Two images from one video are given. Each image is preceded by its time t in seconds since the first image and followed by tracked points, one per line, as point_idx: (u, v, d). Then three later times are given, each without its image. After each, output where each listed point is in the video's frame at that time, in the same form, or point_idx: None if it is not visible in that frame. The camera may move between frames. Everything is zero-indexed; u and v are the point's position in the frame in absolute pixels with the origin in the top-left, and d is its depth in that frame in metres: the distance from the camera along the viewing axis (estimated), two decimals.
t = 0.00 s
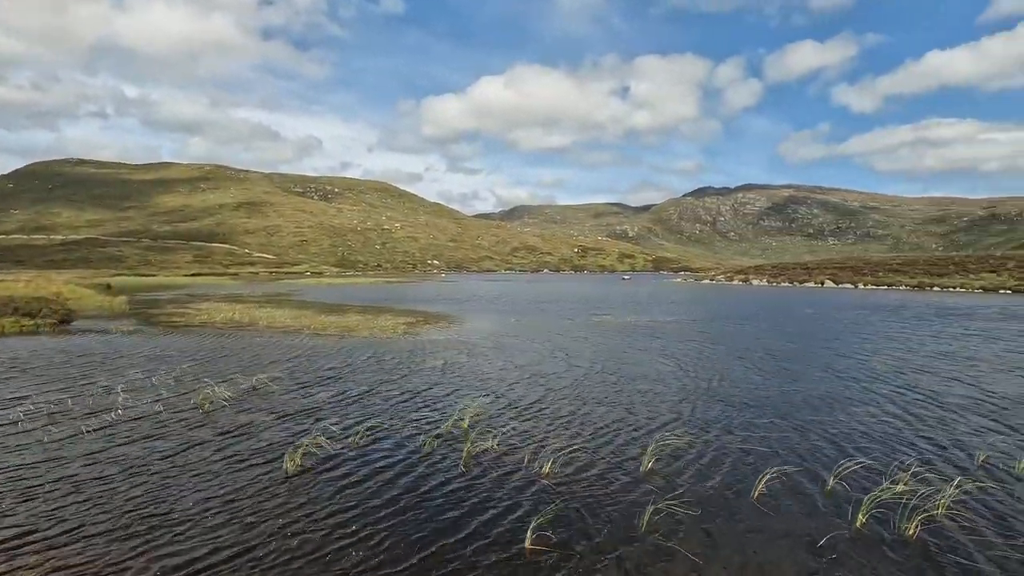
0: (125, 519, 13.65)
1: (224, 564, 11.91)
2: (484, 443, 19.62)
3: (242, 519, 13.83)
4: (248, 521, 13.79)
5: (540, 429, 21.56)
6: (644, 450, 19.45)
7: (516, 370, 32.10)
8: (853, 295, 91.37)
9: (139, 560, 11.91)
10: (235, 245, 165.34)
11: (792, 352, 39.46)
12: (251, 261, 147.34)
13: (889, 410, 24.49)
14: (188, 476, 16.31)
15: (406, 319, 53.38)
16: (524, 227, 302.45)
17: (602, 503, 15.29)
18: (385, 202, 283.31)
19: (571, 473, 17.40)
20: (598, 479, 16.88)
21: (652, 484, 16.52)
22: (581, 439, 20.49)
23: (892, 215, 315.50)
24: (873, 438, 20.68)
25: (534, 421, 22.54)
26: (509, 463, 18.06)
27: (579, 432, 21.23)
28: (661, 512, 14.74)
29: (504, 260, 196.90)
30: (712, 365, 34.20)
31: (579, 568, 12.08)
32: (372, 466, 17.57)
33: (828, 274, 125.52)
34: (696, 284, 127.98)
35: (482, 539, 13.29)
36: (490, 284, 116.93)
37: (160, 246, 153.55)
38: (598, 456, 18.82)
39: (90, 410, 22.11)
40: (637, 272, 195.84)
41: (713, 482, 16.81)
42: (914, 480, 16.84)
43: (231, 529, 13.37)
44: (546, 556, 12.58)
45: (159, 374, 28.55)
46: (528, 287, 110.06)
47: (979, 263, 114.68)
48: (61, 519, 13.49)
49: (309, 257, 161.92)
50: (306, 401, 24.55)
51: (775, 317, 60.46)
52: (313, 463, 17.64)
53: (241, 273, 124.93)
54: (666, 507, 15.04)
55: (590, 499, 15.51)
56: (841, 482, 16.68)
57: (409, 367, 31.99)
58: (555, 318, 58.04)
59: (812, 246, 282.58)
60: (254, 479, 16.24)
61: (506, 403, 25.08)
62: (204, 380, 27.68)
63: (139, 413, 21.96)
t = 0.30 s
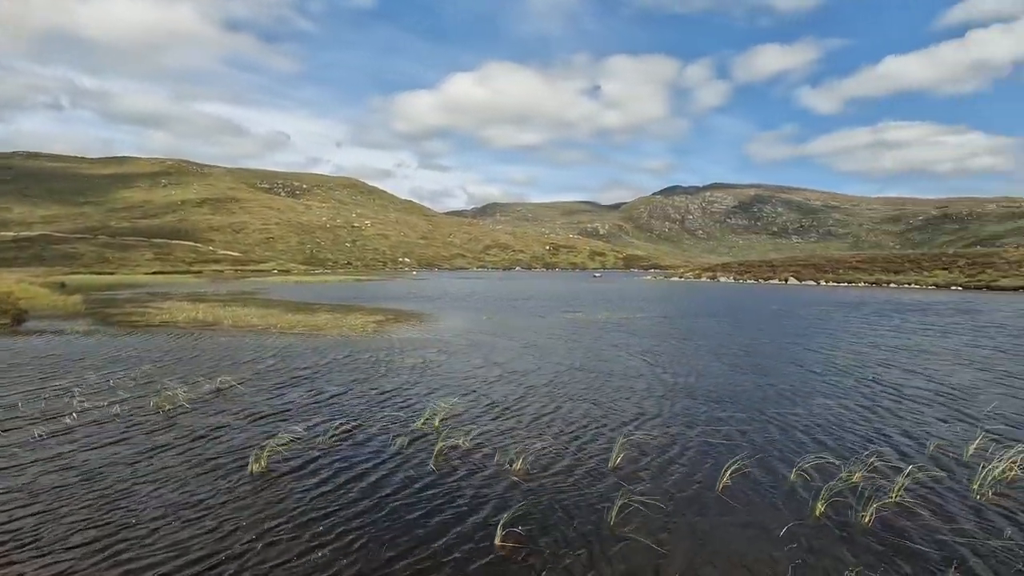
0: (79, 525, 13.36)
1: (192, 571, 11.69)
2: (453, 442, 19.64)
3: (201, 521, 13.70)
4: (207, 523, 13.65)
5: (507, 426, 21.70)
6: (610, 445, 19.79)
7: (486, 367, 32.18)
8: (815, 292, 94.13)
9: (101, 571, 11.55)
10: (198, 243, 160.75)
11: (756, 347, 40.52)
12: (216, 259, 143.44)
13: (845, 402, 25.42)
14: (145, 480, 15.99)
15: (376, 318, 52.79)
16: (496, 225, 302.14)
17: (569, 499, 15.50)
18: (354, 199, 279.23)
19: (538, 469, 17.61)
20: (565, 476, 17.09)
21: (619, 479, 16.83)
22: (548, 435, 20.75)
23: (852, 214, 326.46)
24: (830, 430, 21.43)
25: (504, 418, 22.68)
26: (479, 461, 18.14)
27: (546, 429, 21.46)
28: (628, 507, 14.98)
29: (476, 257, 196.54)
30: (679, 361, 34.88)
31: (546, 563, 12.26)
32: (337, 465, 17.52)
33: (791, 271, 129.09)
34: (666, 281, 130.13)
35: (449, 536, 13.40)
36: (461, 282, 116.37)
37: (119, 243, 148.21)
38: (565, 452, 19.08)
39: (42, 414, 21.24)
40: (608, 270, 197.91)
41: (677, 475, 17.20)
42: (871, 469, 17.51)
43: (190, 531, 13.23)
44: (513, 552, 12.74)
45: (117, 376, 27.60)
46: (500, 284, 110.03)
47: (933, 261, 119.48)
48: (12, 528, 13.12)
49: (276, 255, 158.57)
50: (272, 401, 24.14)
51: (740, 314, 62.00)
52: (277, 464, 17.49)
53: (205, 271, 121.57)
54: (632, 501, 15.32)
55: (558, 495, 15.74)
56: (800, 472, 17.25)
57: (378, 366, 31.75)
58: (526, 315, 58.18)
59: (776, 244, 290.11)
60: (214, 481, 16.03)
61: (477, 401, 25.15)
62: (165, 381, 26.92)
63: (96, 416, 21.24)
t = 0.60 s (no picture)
0: (28, 535, 12.92)
1: None
2: (424, 440, 19.62)
3: (161, 525, 13.41)
4: (167, 527, 13.38)
5: (477, 423, 21.77)
6: (580, 440, 20.06)
7: (457, 364, 32.13)
8: (778, 288, 96.80)
9: None
10: (159, 239, 155.66)
11: (723, 341, 41.45)
12: (178, 256, 139.17)
13: (806, 395, 26.26)
14: (97, 484, 15.52)
15: (345, 315, 52.11)
16: (466, 222, 301.06)
17: (539, 494, 15.69)
18: (323, 195, 274.41)
19: (509, 465, 17.74)
20: (535, 472, 17.26)
21: (586, 474, 17.08)
22: (519, 431, 20.88)
23: (813, 212, 336.51)
24: (792, 422, 22.12)
25: (475, 416, 22.70)
26: (449, 459, 18.16)
27: (516, 425, 21.62)
28: (597, 501, 15.24)
29: (447, 254, 195.56)
30: (648, 356, 35.43)
31: (514, 559, 12.36)
32: (299, 465, 17.38)
33: (756, 268, 132.33)
34: (635, 278, 131.90)
35: (416, 534, 13.38)
36: (432, 280, 115.65)
37: (74, 239, 142.44)
38: (535, 448, 19.27)
39: None
40: (578, 267, 199.44)
41: (645, 468, 17.53)
42: (829, 459, 18.15)
43: (149, 537, 12.94)
44: (483, 547, 12.86)
45: (72, 378, 26.57)
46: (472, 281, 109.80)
47: (888, 258, 124.16)
48: None
49: (241, 252, 154.74)
50: (236, 402, 23.63)
51: (707, 309, 63.33)
52: (239, 466, 17.20)
53: (166, 268, 117.82)
54: (601, 494, 15.61)
55: (526, 490, 15.90)
56: (763, 464, 17.78)
57: (347, 364, 31.39)
58: (498, 312, 58.19)
59: (742, 242, 297.02)
60: (170, 484, 15.67)
61: (447, 398, 25.15)
62: (123, 382, 26.04)
63: (51, 419, 20.47)
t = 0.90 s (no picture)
0: None
1: None
2: (393, 442, 19.48)
3: (117, 535, 13.04)
4: (121, 536, 13.02)
5: (447, 424, 21.71)
6: (549, 439, 20.21)
7: (427, 364, 31.96)
8: (744, 286, 99.21)
9: None
10: (117, 238, 150.22)
11: (691, 339, 42.19)
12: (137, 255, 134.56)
13: (770, 390, 26.94)
14: (47, 493, 14.99)
15: (314, 316, 51.23)
16: (437, 221, 299.07)
17: (508, 492, 15.78)
18: (290, 193, 269.24)
19: (479, 465, 17.76)
20: (505, 470, 17.34)
21: (555, 472, 17.26)
22: (489, 431, 20.91)
23: (777, 212, 345.56)
24: (756, 417, 22.68)
25: (445, 416, 22.64)
26: (419, 460, 18.07)
27: (487, 425, 21.65)
28: (565, 498, 15.40)
29: (417, 253, 193.90)
30: (618, 354, 35.85)
31: (480, 559, 12.41)
32: (265, 469, 17.09)
33: (723, 267, 135.08)
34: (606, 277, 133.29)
35: (384, 536, 13.32)
36: (402, 279, 114.55)
37: (24, 237, 136.35)
38: (505, 448, 19.33)
39: None
40: (550, 266, 200.29)
41: (613, 466, 17.77)
42: (790, 453, 18.68)
43: (103, 547, 12.58)
44: (452, 548, 12.88)
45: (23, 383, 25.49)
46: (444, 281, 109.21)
47: (848, 257, 128.38)
48: None
49: (204, 250, 150.49)
50: (200, 405, 23.07)
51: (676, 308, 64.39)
52: (200, 471, 16.82)
53: (124, 268, 113.80)
54: (569, 492, 15.77)
55: (495, 489, 15.99)
56: (727, 459, 18.19)
57: (315, 365, 30.90)
58: (469, 312, 58.03)
59: (709, 242, 303.20)
60: (127, 491, 15.23)
61: (417, 399, 25.02)
62: (79, 386, 25.16)
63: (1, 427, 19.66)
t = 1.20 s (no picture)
0: None
1: None
2: (363, 443, 19.25)
3: (74, 545, 12.57)
4: (79, 546, 12.57)
5: (418, 424, 21.59)
6: (520, 437, 20.30)
7: (398, 364, 31.64)
8: (711, 284, 101.18)
9: None
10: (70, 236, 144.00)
11: (660, 336, 42.79)
12: (92, 254, 129.28)
13: (736, 386, 27.57)
14: None
15: (280, 315, 50.07)
16: (406, 219, 296.20)
17: (479, 491, 15.83)
18: (255, 189, 262.69)
19: (450, 465, 17.70)
20: (476, 470, 17.37)
21: (527, 470, 17.33)
22: (460, 431, 20.84)
23: (742, 211, 353.87)
24: (722, 412, 23.20)
25: (416, 416, 22.49)
26: (389, 462, 17.90)
27: (458, 424, 21.58)
28: (534, 496, 15.51)
29: (387, 252, 191.68)
30: (589, 352, 36.15)
31: (449, 559, 12.38)
32: (229, 473, 16.71)
33: (690, 265, 137.45)
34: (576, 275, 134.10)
35: (354, 539, 13.18)
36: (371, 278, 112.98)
37: None
38: (476, 447, 19.31)
39: None
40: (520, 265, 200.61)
41: (582, 462, 17.98)
42: (753, 446, 19.18)
43: (58, 558, 12.11)
44: (422, 548, 12.87)
45: None
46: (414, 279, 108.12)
47: (809, 255, 132.40)
48: None
49: (164, 249, 145.58)
50: (160, 409, 22.36)
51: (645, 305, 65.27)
52: (161, 476, 16.35)
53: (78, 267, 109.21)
54: (538, 489, 15.90)
55: (466, 488, 16.02)
56: (692, 453, 18.61)
57: (282, 366, 30.24)
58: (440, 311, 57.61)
59: (677, 241, 308.62)
60: (79, 500, 14.66)
61: (387, 399, 24.79)
62: (31, 391, 24.04)
63: None
